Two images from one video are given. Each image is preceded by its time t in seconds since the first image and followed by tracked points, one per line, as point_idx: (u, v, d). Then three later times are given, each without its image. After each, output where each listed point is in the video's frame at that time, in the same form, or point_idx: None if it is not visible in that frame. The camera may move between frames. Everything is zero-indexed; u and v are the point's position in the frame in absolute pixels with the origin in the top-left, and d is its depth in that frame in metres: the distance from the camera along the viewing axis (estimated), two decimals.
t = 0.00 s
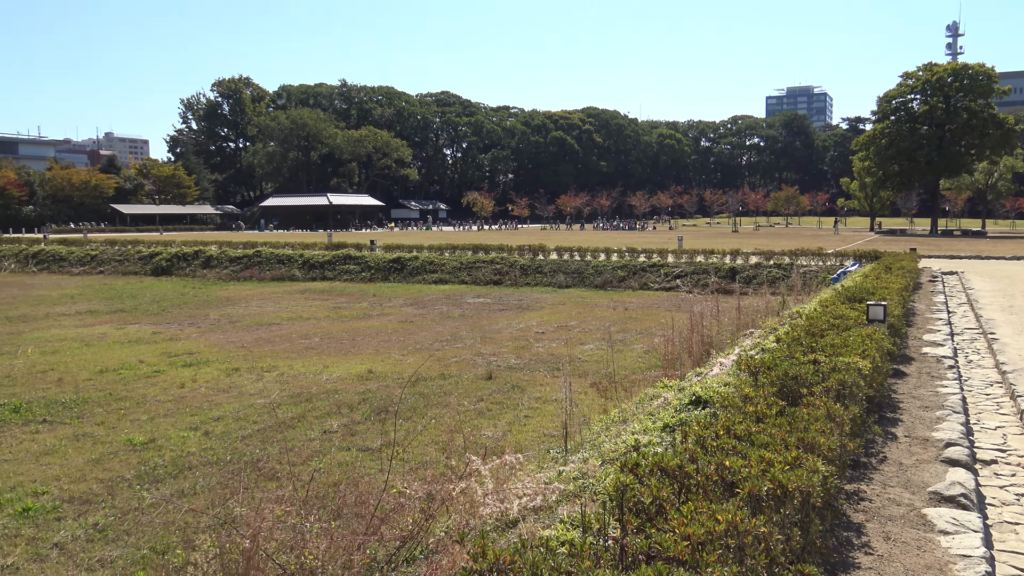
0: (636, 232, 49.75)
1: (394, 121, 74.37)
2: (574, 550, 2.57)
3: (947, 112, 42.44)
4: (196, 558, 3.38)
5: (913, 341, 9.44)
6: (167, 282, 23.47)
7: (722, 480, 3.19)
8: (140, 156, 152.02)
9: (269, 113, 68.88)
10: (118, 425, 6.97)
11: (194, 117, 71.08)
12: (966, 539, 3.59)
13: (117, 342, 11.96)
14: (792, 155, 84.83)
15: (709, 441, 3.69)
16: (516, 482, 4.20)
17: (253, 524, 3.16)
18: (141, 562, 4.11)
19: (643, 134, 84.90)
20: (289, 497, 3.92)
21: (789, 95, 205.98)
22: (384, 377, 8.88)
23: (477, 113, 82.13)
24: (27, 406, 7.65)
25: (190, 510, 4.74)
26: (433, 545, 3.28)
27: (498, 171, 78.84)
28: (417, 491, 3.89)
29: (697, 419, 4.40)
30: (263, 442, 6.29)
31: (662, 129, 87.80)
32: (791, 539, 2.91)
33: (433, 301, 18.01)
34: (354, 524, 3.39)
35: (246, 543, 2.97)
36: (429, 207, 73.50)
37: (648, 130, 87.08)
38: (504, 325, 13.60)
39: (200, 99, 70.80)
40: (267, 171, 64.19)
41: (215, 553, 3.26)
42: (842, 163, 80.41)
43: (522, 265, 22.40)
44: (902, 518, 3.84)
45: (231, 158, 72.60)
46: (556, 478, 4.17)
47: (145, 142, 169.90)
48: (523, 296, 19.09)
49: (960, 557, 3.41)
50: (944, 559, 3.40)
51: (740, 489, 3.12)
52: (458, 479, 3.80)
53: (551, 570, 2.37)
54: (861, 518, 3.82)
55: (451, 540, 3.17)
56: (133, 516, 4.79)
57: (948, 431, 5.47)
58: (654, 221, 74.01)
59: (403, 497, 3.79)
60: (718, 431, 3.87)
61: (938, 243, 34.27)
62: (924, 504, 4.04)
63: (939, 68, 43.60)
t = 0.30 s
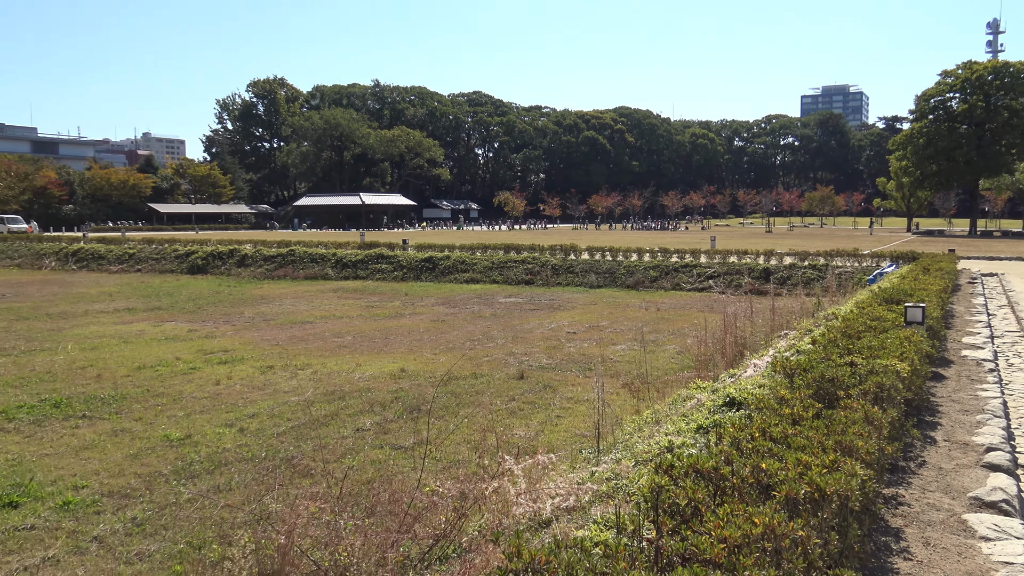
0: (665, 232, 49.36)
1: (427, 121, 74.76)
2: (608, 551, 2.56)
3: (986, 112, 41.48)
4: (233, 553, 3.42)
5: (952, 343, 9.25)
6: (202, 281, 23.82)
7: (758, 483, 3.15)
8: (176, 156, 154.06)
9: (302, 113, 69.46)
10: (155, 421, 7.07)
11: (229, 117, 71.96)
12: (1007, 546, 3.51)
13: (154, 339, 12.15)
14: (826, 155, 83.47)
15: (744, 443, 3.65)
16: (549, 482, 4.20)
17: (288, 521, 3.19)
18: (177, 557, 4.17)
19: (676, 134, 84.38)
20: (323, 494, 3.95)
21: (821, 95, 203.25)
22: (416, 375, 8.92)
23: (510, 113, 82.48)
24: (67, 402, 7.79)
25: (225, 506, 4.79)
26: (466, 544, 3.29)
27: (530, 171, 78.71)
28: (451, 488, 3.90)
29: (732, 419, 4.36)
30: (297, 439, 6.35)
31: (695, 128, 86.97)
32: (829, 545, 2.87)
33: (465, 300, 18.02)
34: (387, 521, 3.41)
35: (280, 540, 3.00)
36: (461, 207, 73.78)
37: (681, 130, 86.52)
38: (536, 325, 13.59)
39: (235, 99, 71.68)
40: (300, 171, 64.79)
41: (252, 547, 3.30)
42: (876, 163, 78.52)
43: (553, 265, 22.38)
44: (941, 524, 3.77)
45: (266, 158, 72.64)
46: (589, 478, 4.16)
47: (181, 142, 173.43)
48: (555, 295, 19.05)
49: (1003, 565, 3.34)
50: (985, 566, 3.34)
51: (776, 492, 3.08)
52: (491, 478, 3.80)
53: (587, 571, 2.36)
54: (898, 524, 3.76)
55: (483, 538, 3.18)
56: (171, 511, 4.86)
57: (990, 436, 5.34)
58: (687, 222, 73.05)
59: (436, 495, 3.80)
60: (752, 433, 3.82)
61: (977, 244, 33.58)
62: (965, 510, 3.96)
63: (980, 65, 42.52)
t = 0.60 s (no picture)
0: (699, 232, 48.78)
1: (462, 121, 75.06)
2: (649, 553, 2.54)
3: None
4: (273, 548, 3.48)
5: (998, 346, 9.03)
6: (242, 280, 24.18)
7: (799, 485, 3.10)
8: (215, 158, 156.41)
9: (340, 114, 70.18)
10: (197, 417, 7.19)
11: (267, 118, 72.88)
12: None
13: (195, 338, 12.36)
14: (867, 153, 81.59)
15: (785, 445, 3.61)
16: (586, 483, 4.20)
17: (327, 518, 3.23)
18: (218, 552, 4.24)
19: (712, 132, 82.89)
20: (361, 491, 3.99)
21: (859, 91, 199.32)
22: (452, 374, 8.96)
23: (545, 112, 82.33)
24: (112, 398, 7.95)
25: (265, 502, 4.86)
26: (504, 544, 3.31)
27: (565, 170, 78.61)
28: (489, 487, 3.92)
29: (771, 421, 4.31)
30: (335, 436, 6.41)
31: (732, 125, 85.74)
32: (873, 549, 2.84)
33: (500, 300, 18.03)
34: (425, 520, 3.45)
35: (319, 536, 3.05)
36: (497, 207, 73.95)
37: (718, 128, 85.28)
38: (572, 325, 13.57)
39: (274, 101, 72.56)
40: (337, 171, 65.55)
41: (292, 542, 3.36)
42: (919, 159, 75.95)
43: (589, 265, 22.31)
44: (988, 530, 3.69)
45: (303, 158, 73.16)
46: (627, 479, 4.14)
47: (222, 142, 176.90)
48: (591, 295, 18.97)
49: None
50: None
51: (818, 495, 3.04)
52: (528, 478, 3.81)
53: (629, 571, 2.36)
54: (946, 530, 3.69)
55: (521, 537, 3.20)
56: (212, 507, 4.94)
57: None
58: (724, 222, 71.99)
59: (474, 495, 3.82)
60: (793, 435, 3.78)
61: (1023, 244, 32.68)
62: (1013, 516, 3.87)
63: None
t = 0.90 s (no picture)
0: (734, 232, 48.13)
1: (495, 121, 75.70)
2: (683, 555, 2.54)
3: None
4: (308, 543, 3.52)
5: None
6: (277, 279, 24.46)
7: (836, 488, 3.07)
8: (249, 158, 158.24)
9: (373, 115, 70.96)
10: (232, 415, 7.29)
11: (301, 120, 73.71)
12: None
13: (231, 336, 12.52)
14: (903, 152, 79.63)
15: (822, 447, 3.57)
16: (619, 483, 4.20)
17: (361, 516, 3.27)
18: (253, 548, 4.29)
19: (746, 131, 79.66)
20: (395, 490, 4.02)
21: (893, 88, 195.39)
22: (483, 373, 9.01)
23: (577, 112, 82.19)
24: (150, 396, 8.08)
25: (298, 499, 4.90)
26: (536, 544, 3.33)
27: (597, 170, 78.41)
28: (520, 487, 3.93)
29: (808, 422, 4.26)
30: (367, 434, 6.47)
31: (765, 125, 84.43)
32: (912, 553, 2.81)
33: (533, 300, 18.03)
34: (457, 519, 3.47)
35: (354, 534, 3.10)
36: (528, 207, 73.93)
37: (752, 127, 81.64)
38: (605, 324, 13.56)
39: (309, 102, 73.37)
40: (371, 171, 66.19)
41: (326, 539, 3.40)
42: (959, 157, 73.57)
43: (621, 264, 22.22)
44: None
45: (337, 159, 74.20)
46: (662, 479, 4.14)
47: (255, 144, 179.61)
48: (623, 296, 18.90)
49: None
50: None
51: (855, 498, 3.00)
52: (560, 477, 3.83)
53: (663, 572, 2.35)
54: (987, 538, 3.62)
55: (555, 537, 3.21)
56: (247, 503, 5.00)
57: None
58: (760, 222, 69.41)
59: (506, 494, 3.83)
60: (830, 437, 3.73)
61: None
62: None
63: None
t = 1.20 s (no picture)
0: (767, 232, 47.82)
1: (526, 121, 75.86)
2: (719, 558, 2.55)
3: None
4: (343, 541, 3.58)
5: None
6: (310, 278, 24.74)
7: (874, 492, 3.06)
8: (284, 158, 160.41)
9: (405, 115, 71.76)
10: (266, 412, 7.37)
11: (334, 120, 74.79)
12: None
13: (265, 334, 12.67)
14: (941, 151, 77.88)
15: (857, 450, 3.54)
16: (653, 484, 4.19)
17: (394, 513, 3.32)
18: (288, 544, 4.35)
19: (780, 130, 79.50)
20: (427, 488, 4.07)
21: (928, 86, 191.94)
22: (515, 373, 9.04)
23: (609, 111, 82.09)
24: (185, 393, 8.20)
25: (332, 497, 4.95)
26: (569, 544, 3.35)
27: (629, 170, 77.97)
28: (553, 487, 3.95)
29: (844, 424, 4.22)
30: (400, 432, 6.53)
31: (799, 123, 83.29)
32: (953, 559, 2.78)
33: (564, 300, 18.03)
34: (489, 518, 3.51)
35: (387, 532, 3.16)
36: (559, 207, 73.74)
37: (786, 127, 81.33)
38: (637, 325, 13.54)
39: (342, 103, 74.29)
40: (402, 171, 66.90)
41: (360, 535, 3.46)
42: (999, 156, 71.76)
43: (653, 265, 22.13)
44: None
45: (368, 159, 74.99)
46: (696, 480, 4.13)
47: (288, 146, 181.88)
48: (655, 296, 18.82)
49: None
50: None
51: (892, 504, 2.98)
52: (594, 478, 3.81)
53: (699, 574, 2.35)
54: None
55: (587, 539, 3.23)
56: (282, 500, 5.06)
57: None
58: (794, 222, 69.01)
59: (538, 494, 3.86)
60: (867, 440, 3.69)
61: None
62: None
63: None
